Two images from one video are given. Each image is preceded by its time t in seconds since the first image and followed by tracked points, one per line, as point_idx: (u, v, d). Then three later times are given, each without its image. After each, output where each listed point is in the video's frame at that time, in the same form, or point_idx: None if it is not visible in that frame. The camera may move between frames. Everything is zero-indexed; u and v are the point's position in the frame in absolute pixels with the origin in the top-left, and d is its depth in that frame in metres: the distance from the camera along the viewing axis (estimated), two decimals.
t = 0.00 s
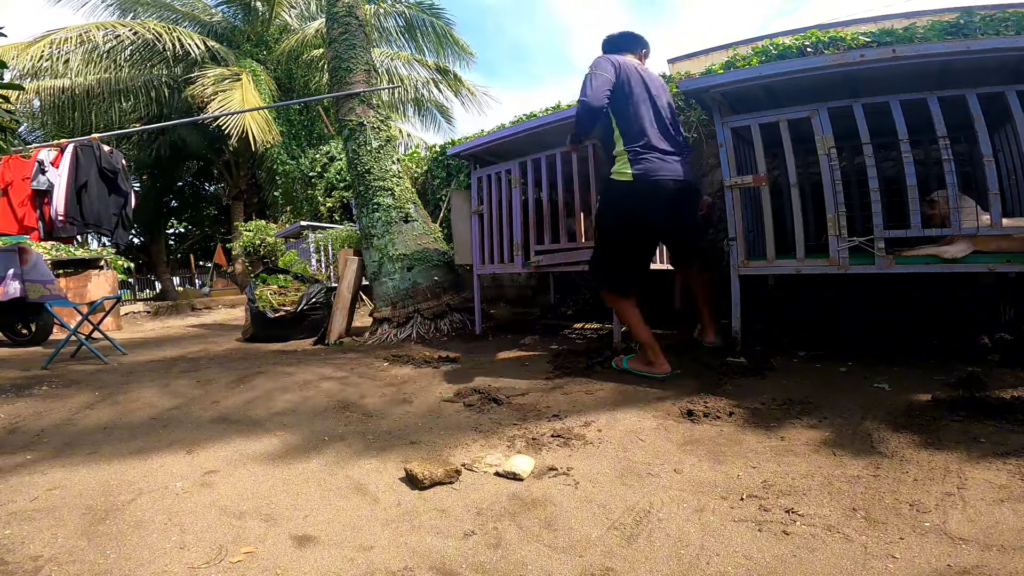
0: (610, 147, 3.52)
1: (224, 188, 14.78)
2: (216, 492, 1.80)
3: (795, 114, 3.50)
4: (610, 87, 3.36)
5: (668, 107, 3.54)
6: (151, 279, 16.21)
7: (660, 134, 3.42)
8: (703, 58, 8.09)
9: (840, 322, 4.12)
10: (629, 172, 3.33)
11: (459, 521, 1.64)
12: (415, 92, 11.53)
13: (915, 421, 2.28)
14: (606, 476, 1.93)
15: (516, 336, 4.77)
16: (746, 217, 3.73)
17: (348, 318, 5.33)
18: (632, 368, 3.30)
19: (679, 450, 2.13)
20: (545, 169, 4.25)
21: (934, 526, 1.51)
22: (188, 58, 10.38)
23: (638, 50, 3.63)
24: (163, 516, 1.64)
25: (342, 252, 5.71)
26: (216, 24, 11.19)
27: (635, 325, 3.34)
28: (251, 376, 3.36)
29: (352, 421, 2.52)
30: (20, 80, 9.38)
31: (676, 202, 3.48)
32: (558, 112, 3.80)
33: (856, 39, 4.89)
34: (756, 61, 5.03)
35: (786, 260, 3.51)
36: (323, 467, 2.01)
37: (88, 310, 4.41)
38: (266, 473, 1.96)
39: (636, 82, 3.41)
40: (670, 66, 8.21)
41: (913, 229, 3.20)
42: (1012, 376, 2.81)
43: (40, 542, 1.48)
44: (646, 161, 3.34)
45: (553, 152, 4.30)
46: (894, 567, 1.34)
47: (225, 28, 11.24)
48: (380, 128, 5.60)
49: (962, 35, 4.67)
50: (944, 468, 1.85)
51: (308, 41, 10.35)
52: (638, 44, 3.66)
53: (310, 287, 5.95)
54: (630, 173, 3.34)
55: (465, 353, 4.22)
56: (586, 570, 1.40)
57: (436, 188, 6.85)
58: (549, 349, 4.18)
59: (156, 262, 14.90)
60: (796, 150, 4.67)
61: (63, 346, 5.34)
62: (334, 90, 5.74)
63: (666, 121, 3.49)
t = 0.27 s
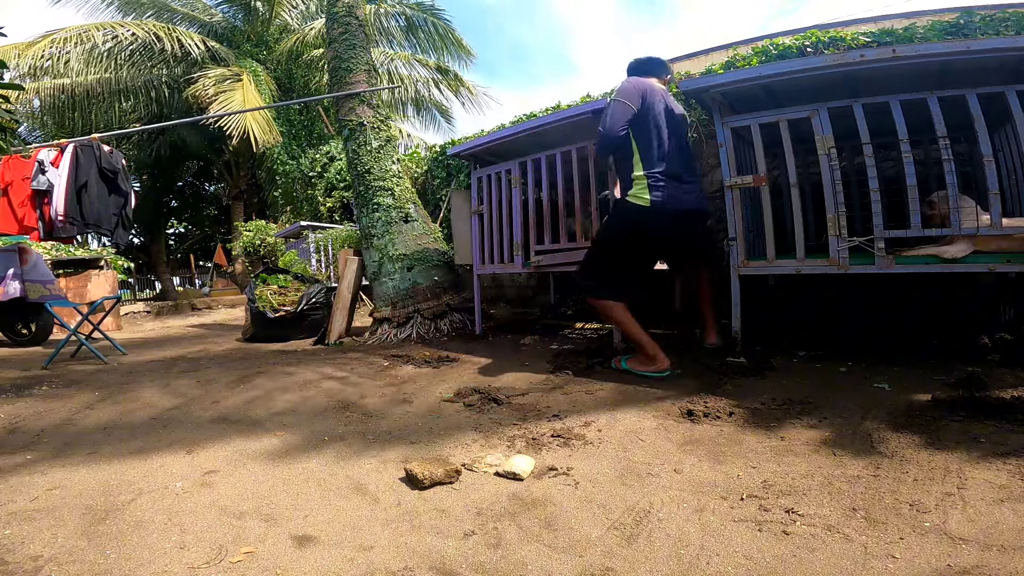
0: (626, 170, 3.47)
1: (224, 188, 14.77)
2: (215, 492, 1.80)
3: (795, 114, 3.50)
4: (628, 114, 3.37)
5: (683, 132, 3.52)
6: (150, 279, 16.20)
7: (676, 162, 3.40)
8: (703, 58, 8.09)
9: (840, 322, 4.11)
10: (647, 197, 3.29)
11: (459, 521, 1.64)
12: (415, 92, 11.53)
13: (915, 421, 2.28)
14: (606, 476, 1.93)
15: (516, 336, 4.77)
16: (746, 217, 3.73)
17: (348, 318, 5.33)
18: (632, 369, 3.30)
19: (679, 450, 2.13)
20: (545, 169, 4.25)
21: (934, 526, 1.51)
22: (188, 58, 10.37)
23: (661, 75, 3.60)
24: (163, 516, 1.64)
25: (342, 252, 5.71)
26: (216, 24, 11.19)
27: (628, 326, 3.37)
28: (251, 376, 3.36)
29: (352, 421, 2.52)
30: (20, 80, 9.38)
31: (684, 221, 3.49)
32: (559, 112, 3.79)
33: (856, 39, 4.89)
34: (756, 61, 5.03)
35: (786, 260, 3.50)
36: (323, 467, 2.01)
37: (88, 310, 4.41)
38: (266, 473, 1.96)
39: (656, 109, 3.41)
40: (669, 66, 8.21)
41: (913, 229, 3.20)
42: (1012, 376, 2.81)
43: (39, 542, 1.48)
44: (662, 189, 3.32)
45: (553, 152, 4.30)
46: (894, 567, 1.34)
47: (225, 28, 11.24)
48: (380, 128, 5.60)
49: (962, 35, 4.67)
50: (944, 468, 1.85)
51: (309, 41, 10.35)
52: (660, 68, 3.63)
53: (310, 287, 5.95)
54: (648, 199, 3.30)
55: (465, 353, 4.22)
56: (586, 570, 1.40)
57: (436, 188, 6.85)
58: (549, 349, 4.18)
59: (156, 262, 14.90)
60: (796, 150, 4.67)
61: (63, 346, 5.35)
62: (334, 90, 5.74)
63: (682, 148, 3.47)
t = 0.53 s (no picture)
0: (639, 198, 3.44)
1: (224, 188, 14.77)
2: (215, 492, 1.80)
3: (795, 114, 3.50)
4: (642, 142, 3.40)
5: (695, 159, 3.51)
6: (150, 279, 16.19)
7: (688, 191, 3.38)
8: (703, 58, 8.09)
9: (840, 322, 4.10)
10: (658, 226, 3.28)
11: (459, 521, 1.64)
12: (415, 92, 11.53)
13: (914, 421, 2.28)
14: (606, 476, 1.93)
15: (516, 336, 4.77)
16: (746, 217, 3.73)
17: (348, 318, 5.33)
18: (631, 368, 3.31)
19: (679, 450, 2.13)
20: (544, 169, 4.25)
21: (934, 526, 1.51)
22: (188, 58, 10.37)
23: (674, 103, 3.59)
24: (163, 515, 1.64)
25: (342, 252, 5.71)
26: (216, 24, 11.19)
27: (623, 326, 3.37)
28: (251, 376, 3.36)
29: (352, 420, 2.52)
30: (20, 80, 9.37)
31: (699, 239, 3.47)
32: (559, 113, 3.79)
33: (856, 39, 4.89)
34: (756, 61, 5.03)
35: (786, 259, 3.51)
36: (324, 467, 2.01)
37: (88, 310, 4.41)
38: (266, 473, 1.96)
39: (672, 137, 3.43)
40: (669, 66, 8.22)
41: (913, 229, 3.20)
42: (1012, 376, 2.81)
43: (40, 542, 1.49)
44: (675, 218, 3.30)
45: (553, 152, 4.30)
46: (894, 567, 1.34)
47: (225, 28, 11.23)
48: (380, 128, 5.60)
49: (962, 35, 4.67)
50: (944, 468, 1.85)
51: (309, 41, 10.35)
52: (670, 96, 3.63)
53: (310, 287, 5.95)
54: (660, 227, 3.29)
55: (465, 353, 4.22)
56: (586, 570, 1.40)
57: (437, 188, 6.85)
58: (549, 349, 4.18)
59: (156, 262, 14.89)
60: (796, 150, 4.67)
61: (63, 346, 5.35)
62: (334, 90, 5.74)
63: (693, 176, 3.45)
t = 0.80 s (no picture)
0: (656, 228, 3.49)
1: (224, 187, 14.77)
2: (215, 492, 1.80)
3: (795, 114, 3.50)
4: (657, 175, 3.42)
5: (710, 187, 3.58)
6: (151, 279, 16.19)
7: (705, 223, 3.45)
8: (703, 58, 8.09)
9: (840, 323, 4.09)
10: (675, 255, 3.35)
11: (459, 521, 1.64)
12: (415, 92, 11.51)
13: (915, 422, 2.28)
14: (606, 476, 1.93)
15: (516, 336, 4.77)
16: (746, 217, 3.73)
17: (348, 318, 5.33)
18: (634, 367, 3.30)
19: (679, 450, 2.13)
20: (544, 169, 4.25)
21: (934, 526, 1.51)
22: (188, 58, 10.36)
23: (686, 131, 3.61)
24: (163, 516, 1.64)
25: (342, 252, 5.71)
26: (216, 23, 11.18)
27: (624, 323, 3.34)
28: (251, 376, 3.36)
29: (352, 420, 2.52)
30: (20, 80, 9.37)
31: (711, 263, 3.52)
32: (559, 113, 3.79)
33: (856, 39, 4.89)
34: (756, 61, 5.03)
35: (786, 259, 3.51)
36: (324, 467, 2.02)
37: (88, 310, 4.41)
38: (266, 473, 1.96)
39: (687, 165, 3.46)
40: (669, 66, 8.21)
41: (913, 229, 3.20)
42: (1012, 376, 2.81)
43: (40, 542, 1.48)
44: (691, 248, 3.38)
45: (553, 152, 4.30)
46: (894, 567, 1.34)
47: (224, 28, 11.22)
48: (380, 128, 5.60)
49: (962, 35, 4.67)
50: (944, 468, 1.85)
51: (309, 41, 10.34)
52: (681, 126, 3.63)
53: (310, 287, 5.95)
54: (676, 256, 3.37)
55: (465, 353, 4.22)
56: (587, 570, 1.40)
57: (437, 188, 6.86)
58: (549, 349, 4.18)
59: (156, 262, 14.89)
60: (796, 150, 4.66)
61: (63, 346, 5.35)
62: (334, 90, 5.74)
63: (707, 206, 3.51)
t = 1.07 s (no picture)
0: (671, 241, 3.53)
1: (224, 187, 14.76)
2: (215, 492, 1.80)
3: (795, 114, 3.51)
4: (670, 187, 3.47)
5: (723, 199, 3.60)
6: (150, 279, 16.18)
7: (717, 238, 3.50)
8: (703, 58, 8.09)
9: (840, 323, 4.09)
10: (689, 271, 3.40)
11: (459, 521, 1.64)
12: (415, 92, 11.51)
13: (915, 421, 2.28)
14: (606, 476, 1.93)
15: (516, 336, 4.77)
16: (746, 217, 3.73)
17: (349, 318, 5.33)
18: (636, 366, 3.30)
19: (679, 450, 2.13)
20: (544, 169, 4.24)
21: (934, 526, 1.51)
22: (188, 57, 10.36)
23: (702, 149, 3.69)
24: (163, 515, 1.64)
25: (342, 252, 5.71)
26: (216, 23, 11.17)
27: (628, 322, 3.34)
28: (251, 376, 3.36)
29: (352, 420, 2.53)
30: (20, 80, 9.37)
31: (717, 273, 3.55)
32: (559, 113, 3.79)
33: (856, 39, 4.89)
34: (756, 61, 5.03)
35: (786, 259, 3.50)
36: (325, 467, 2.02)
37: (88, 310, 4.40)
38: (266, 473, 1.96)
39: (698, 180, 3.51)
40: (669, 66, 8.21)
41: (913, 229, 3.20)
42: (1012, 377, 2.81)
43: (40, 542, 1.48)
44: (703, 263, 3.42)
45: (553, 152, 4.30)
46: (894, 567, 1.34)
47: (224, 28, 11.20)
48: (381, 128, 5.60)
49: (962, 35, 4.67)
50: (944, 468, 1.85)
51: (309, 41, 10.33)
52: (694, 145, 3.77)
53: (310, 287, 5.95)
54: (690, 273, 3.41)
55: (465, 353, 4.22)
56: (587, 570, 1.40)
57: (437, 189, 6.86)
58: (549, 349, 4.18)
59: (156, 262, 14.89)
60: (796, 150, 4.66)
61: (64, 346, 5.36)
62: (334, 90, 5.73)
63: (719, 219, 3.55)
